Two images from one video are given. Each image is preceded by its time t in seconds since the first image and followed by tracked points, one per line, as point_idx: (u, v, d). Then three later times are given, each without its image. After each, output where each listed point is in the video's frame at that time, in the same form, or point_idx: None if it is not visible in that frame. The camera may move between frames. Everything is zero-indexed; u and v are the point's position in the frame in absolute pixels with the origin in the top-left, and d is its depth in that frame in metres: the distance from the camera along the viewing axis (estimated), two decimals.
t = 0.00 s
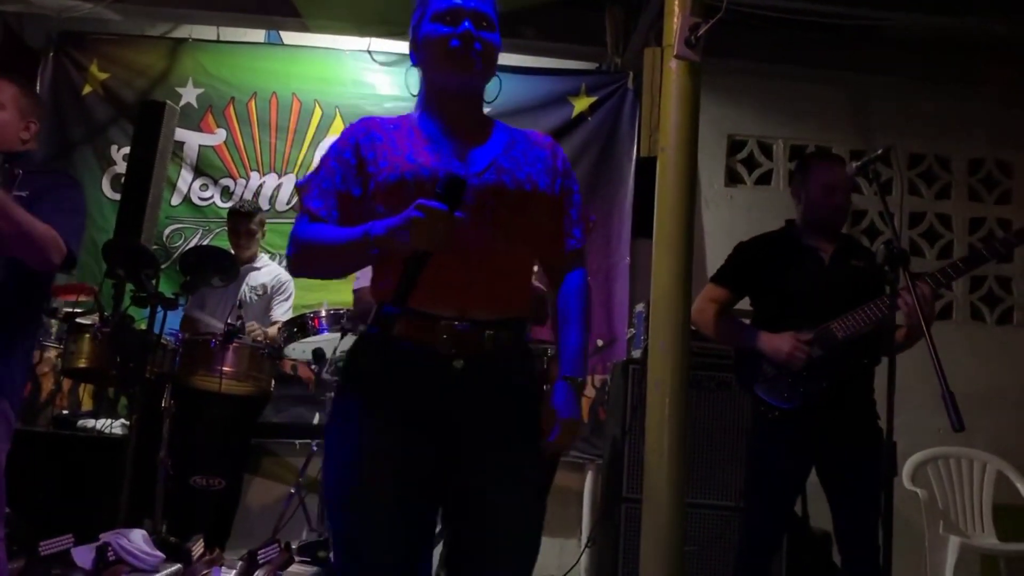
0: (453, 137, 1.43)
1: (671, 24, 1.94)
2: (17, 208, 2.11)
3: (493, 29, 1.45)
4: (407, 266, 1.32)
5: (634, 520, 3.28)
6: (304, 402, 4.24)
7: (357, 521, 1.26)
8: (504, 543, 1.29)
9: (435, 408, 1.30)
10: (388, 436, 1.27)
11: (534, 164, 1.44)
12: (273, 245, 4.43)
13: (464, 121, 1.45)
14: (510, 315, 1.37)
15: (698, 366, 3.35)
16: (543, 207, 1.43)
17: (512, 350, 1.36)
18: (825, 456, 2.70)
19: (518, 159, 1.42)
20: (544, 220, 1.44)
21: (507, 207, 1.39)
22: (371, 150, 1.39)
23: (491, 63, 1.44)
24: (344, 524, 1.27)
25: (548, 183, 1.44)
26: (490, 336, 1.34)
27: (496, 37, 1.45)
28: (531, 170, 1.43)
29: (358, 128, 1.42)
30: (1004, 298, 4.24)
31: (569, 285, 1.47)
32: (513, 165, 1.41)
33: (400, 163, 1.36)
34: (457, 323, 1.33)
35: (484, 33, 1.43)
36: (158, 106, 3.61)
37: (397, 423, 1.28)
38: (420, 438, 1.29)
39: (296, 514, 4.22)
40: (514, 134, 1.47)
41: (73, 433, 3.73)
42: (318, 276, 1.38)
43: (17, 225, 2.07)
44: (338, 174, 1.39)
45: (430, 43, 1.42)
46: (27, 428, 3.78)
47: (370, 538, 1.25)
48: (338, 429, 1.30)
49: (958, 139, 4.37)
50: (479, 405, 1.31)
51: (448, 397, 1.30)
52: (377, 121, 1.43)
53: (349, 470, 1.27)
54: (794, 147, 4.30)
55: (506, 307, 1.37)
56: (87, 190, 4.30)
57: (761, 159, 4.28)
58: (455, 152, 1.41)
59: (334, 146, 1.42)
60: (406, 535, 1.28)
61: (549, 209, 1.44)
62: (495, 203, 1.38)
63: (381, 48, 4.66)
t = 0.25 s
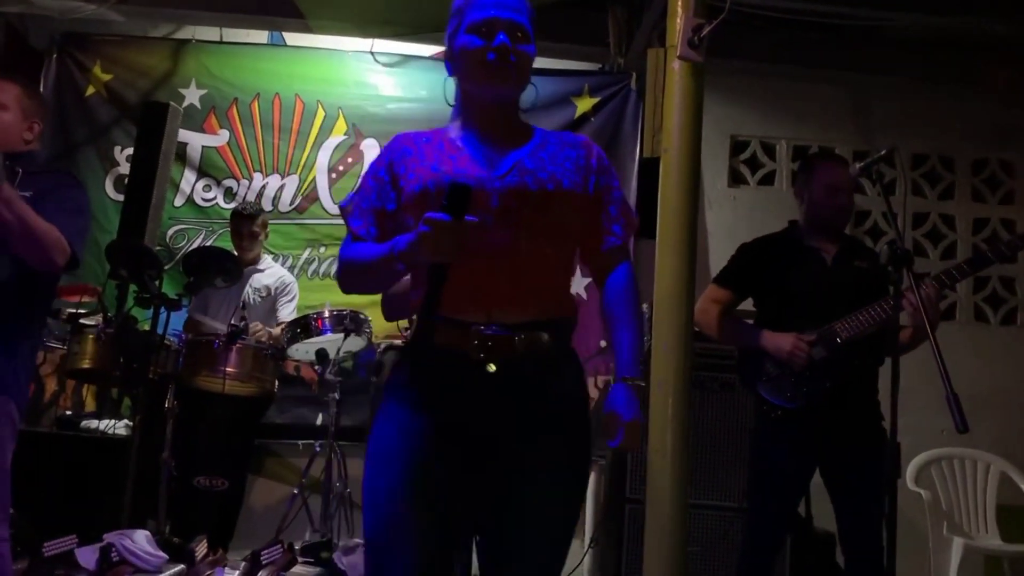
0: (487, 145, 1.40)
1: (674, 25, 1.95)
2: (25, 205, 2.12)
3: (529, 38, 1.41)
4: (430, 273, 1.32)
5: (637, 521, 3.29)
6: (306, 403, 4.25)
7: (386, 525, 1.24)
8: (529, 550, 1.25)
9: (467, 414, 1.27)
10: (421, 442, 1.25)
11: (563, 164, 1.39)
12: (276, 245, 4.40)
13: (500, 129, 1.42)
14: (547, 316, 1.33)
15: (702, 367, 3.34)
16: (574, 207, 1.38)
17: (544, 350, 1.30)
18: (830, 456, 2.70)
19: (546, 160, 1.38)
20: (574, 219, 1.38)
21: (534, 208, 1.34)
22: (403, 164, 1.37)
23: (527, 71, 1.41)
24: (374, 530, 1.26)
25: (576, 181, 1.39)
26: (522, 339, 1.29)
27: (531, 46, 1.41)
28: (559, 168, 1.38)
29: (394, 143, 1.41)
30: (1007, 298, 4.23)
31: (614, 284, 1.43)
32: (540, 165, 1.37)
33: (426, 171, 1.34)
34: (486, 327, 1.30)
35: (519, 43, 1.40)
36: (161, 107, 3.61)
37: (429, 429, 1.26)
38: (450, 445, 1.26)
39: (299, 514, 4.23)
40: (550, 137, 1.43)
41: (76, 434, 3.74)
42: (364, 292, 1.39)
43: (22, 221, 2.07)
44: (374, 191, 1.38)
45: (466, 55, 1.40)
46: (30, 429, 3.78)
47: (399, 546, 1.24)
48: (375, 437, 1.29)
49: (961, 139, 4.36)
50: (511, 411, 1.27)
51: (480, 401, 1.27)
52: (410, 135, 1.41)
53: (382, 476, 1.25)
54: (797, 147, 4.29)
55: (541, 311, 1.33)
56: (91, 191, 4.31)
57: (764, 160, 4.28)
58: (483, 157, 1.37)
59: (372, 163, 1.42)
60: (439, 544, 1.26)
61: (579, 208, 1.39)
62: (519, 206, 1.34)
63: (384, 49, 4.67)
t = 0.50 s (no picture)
0: (520, 153, 1.40)
1: (679, 27, 1.95)
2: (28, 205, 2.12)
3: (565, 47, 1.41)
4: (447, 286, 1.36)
5: (643, 523, 3.28)
6: (311, 406, 4.26)
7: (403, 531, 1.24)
8: (543, 555, 1.23)
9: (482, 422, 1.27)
10: (438, 449, 1.26)
11: (583, 175, 1.38)
12: (281, 248, 4.41)
13: (533, 138, 1.42)
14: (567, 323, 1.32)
15: (708, 370, 3.34)
16: (591, 218, 1.36)
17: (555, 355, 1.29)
18: (837, 459, 2.69)
19: (567, 171, 1.37)
20: (593, 229, 1.36)
21: (550, 218, 1.33)
22: (434, 176, 1.39)
23: (562, 81, 1.41)
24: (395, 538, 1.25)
25: (595, 190, 1.37)
26: (532, 346, 1.28)
27: (566, 55, 1.41)
28: (581, 179, 1.37)
29: (429, 156, 1.43)
30: (1014, 300, 4.22)
31: (638, 297, 1.40)
32: (560, 176, 1.36)
33: (453, 184, 1.35)
34: (501, 334, 1.30)
35: (554, 53, 1.39)
36: (166, 110, 3.62)
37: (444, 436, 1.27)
38: (466, 451, 1.26)
39: (304, 517, 4.23)
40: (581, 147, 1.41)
41: (81, 437, 3.75)
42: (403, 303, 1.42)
43: (27, 222, 2.07)
44: (408, 204, 1.41)
45: (502, 64, 1.39)
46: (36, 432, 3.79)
47: (418, 552, 1.21)
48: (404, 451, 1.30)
49: (967, 140, 4.35)
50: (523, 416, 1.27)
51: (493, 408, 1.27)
52: (444, 148, 1.43)
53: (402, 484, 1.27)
54: (802, 149, 4.29)
55: (559, 318, 1.32)
56: (97, 194, 4.32)
57: (769, 161, 4.27)
58: (507, 168, 1.37)
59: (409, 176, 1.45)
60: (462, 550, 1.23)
61: (598, 218, 1.36)
62: (536, 218, 1.33)
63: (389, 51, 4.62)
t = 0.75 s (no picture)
0: (537, 153, 1.40)
1: (683, 29, 1.94)
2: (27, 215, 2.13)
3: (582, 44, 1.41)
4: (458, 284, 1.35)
5: (647, 527, 3.28)
6: (316, 408, 4.27)
7: (409, 531, 1.24)
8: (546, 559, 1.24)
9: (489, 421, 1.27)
10: (444, 452, 1.25)
11: (596, 175, 1.37)
12: (284, 251, 4.41)
13: (550, 137, 1.43)
14: (575, 325, 1.31)
15: (713, 372, 3.33)
16: (604, 218, 1.36)
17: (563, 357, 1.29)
18: (841, 462, 2.68)
19: (581, 171, 1.37)
20: (606, 229, 1.36)
21: (562, 218, 1.33)
22: (449, 175, 1.40)
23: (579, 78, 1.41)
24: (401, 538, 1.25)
25: (608, 191, 1.37)
26: (540, 346, 1.28)
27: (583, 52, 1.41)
28: (594, 179, 1.37)
29: (446, 155, 1.44)
30: (1019, 302, 4.21)
31: (643, 296, 1.36)
32: (573, 176, 1.36)
33: (464, 183, 1.36)
34: (509, 335, 1.29)
35: (570, 50, 1.39)
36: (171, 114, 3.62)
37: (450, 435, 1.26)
38: (472, 453, 1.25)
39: (308, 520, 4.23)
40: (596, 148, 1.41)
41: (86, 440, 3.75)
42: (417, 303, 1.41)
43: (26, 233, 2.08)
44: (424, 203, 1.41)
45: (518, 61, 1.39)
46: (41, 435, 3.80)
47: (425, 553, 1.21)
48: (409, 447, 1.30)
49: (971, 143, 4.35)
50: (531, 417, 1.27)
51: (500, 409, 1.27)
52: (460, 147, 1.43)
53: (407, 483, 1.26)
54: (806, 152, 4.28)
55: (569, 319, 1.32)
56: (101, 197, 4.32)
57: (773, 163, 4.27)
58: (522, 167, 1.37)
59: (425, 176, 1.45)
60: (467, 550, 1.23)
61: (609, 218, 1.36)
62: (546, 217, 1.32)
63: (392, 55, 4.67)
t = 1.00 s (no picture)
0: (535, 164, 1.41)
1: (686, 33, 1.94)
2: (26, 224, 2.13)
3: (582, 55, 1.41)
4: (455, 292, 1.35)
5: (651, 531, 3.28)
6: (319, 413, 4.26)
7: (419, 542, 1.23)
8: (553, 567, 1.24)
9: (493, 430, 1.27)
10: (448, 460, 1.26)
11: (597, 191, 1.38)
12: (288, 256, 4.42)
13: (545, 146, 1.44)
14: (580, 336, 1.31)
15: (717, 376, 3.32)
16: (605, 231, 1.36)
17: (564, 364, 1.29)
18: (846, 467, 2.67)
19: (580, 184, 1.38)
20: (607, 244, 1.37)
21: (566, 231, 1.33)
22: (445, 182, 1.40)
23: (578, 89, 1.41)
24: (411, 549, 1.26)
25: (608, 207, 1.37)
26: (542, 356, 1.28)
27: (583, 64, 1.41)
28: (594, 193, 1.37)
29: (439, 161, 1.43)
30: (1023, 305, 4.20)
31: (643, 305, 1.39)
32: (574, 189, 1.37)
33: (461, 194, 1.36)
34: (508, 346, 1.29)
35: (570, 61, 1.39)
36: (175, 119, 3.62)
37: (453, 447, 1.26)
38: (476, 462, 1.26)
39: (312, 524, 4.23)
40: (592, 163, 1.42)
41: (90, 445, 3.76)
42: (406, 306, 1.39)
43: (25, 242, 2.08)
44: (417, 208, 1.40)
45: (518, 71, 1.39)
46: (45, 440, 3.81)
47: (434, 564, 1.20)
48: (416, 462, 1.29)
49: (974, 146, 4.34)
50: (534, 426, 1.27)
51: (504, 418, 1.27)
52: (455, 153, 1.43)
53: (416, 494, 1.26)
54: (809, 155, 4.28)
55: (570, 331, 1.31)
56: (104, 202, 4.33)
57: (776, 167, 4.26)
58: (520, 179, 1.38)
59: (418, 179, 1.44)
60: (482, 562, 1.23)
61: (609, 232, 1.37)
62: (547, 232, 1.32)
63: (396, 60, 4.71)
